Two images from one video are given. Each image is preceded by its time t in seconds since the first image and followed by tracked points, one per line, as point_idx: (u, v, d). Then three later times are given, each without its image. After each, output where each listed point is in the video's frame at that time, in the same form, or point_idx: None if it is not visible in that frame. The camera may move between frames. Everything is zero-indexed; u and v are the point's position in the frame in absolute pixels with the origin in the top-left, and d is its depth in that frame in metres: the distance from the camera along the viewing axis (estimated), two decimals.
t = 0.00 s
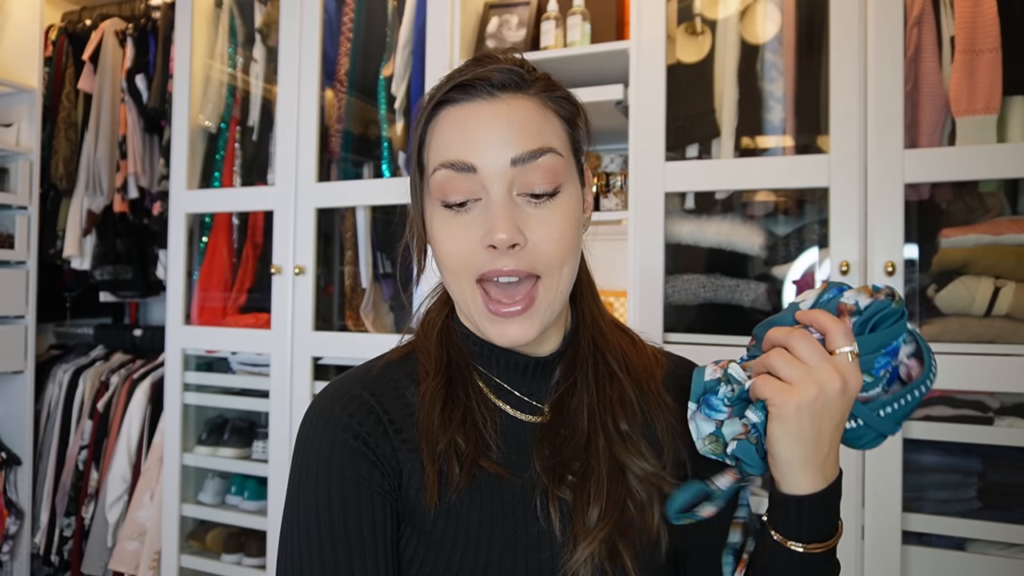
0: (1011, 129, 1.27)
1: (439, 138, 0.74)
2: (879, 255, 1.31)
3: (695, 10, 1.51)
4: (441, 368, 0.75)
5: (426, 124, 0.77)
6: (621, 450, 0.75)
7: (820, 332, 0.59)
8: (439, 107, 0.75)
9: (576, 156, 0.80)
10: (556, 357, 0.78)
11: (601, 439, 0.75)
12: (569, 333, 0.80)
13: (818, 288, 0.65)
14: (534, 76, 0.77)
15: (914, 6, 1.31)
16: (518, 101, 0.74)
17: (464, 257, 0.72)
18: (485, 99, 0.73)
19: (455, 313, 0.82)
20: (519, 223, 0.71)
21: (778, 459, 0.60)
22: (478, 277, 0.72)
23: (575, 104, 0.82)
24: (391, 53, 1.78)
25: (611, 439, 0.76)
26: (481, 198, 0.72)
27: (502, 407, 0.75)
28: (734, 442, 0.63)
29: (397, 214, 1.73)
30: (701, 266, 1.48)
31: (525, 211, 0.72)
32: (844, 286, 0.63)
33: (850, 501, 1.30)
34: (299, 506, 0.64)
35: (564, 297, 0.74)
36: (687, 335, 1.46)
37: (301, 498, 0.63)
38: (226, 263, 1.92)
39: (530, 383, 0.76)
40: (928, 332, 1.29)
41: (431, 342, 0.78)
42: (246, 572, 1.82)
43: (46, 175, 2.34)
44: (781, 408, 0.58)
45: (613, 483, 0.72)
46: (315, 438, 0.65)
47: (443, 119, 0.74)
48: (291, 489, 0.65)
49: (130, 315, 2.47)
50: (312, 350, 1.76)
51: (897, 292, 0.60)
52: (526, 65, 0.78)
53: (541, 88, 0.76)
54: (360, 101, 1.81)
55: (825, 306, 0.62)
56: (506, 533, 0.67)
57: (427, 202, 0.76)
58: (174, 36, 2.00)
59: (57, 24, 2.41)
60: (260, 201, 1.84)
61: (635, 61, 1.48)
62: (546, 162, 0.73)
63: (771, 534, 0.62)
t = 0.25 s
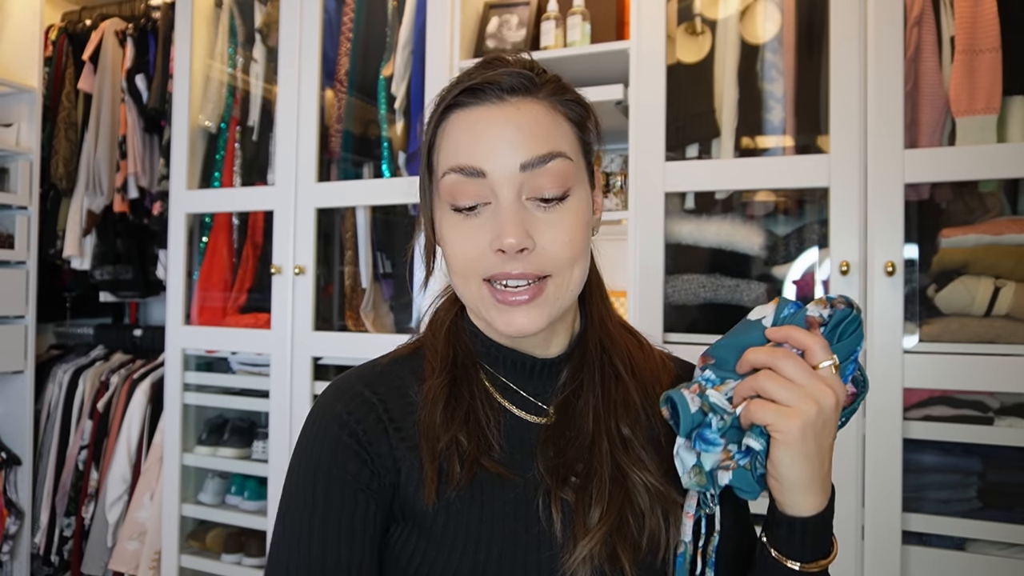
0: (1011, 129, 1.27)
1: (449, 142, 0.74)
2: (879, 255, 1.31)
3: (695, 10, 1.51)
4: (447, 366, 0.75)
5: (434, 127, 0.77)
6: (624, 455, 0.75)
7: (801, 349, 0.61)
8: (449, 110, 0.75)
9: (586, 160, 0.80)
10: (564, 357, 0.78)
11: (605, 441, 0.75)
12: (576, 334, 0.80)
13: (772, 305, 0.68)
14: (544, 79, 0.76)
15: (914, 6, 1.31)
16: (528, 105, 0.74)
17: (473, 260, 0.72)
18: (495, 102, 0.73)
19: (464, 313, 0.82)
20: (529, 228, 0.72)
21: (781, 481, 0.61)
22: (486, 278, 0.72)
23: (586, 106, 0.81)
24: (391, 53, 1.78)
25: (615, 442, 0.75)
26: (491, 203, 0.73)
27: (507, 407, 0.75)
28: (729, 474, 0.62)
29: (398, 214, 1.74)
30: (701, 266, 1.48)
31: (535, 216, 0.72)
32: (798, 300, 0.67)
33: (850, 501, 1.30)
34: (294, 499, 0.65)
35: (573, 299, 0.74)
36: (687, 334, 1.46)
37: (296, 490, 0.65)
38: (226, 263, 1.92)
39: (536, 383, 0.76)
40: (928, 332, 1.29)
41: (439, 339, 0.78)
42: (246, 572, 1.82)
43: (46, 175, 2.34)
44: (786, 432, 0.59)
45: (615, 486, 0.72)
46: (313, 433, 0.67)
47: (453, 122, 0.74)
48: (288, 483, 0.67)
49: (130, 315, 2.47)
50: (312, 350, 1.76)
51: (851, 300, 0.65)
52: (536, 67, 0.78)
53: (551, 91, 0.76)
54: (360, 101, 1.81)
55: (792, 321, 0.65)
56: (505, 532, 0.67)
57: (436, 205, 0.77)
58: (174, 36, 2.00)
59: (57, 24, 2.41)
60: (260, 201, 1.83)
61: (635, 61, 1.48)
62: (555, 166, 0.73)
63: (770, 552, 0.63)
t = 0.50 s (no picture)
0: (1011, 129, 1.27)
1: (460, 148, 0.74)
2: (879, 255, 1.31)
3: (696, 10, 1.51)
4: (448, 364, 0.76)
5: (446, 131, 0.77)
6: (626, 456, 0.74)
7: (800, 362, 0.62)
8: (460, 115, 0.75)
9: (597, 169, 0.79)
10: (568, 358, 0.78)
11: (607, 442, 0.75)
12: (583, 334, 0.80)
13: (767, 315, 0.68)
14: (557, 87, 0.76)
15: (914, 6, 1.31)
16: (540, 113, 0.73)
17: (481, 267, 0.73)
18: (507, 110, 0.73)
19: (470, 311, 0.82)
20: (537, 236, 0.71)
21: (784, 498, 0.61)
22: (493, 284, 0.73)
23: (597, 113, 0.81)
24: (391, 53, 1.78)
25: (617, 443, 0.75)
26: (499, 209, 0.73)
27: (508, 406, 0.75)
28: (729, 491, 0.62)
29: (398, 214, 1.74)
30: (701, 266, 1.48)
31: (543, 224, 0.72)
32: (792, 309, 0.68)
33: (850, 501, 1.30)
34: (278, 495, 0.66)
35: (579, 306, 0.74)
36: (687, 334, 1.46)
37: (282, 487, 0.67)
38: (226, 263, 1.92)
39: (538, 382, 0.76)
40: (928, 332, 1.29)
41: (442, 338, 0.79)
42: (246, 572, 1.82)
43: (46, 175, 2.34)
44: (790, 450, 0.59)
45: (615, 486, 0.71)
46: (304, 430, 0.68)
47: (464, 128, 0.74)
48: (277, 479, 0.68)
49: (130, 315, 2.47)
50: (312, 350, 1.76)
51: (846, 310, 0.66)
52: (549, 74, 0.77)
53: (563, 99, 0.76)
54: (360, 101, 1.81)
55: (790, 333, 0.65)
56: (502, 528, 0.67)
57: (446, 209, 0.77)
58: (174, 36, 2.00)
59: (57, 24, 2.41)
60: (259, 201, 1.83)
61: (635, 61, 1.48)
62: (565, 176, 0.72)
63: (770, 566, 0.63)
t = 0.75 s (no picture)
0: (1011, 129, 1.27)
1: (463, 137, 0.75)
2: (879, 255, 1.31)
3: (696, 10, 1.51)
4: (440, 362, 0.77)
5: (451, 124, 0.79)
6: (619, 459, 0.73)
7: (788, 367, 0.62)
8: (465, 107, 0.77)
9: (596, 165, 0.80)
10: (559, 358, 0.78)
11: (599, 444, 0.73)
12: (577, 335, 0.79)
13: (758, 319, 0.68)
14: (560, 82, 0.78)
15: (914, 6, 1.31)
16: (544, 106, 0.75)
17: (485, 254, 0.73)
18: (511, 101, 0.75)
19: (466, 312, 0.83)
20: (540, 223, 0.72)
21: (770, 505, 0.60)
22: (496, 274, 0.72)
23: (596, 112, 0.83)
24: (391, 53, 1.78)
25: (610, 445, 0.73)
26: (503, 197, 0.73)
27: (499, 405, 0.76)
28: (715, 498, 0.62)
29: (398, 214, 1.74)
30: (701, 266, 1.48)
31: (546, 212, 0.73)
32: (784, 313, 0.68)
33: (850, 501, 1.30)
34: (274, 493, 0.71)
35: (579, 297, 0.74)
36: (687, 334, 1.46)
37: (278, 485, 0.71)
38: (226, 263, 1.92)
39: (530, 382, 0.76)
40: (928, 332, 1.29)
41: (435, 339, 0.80)
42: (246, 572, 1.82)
43: (46, 175, 2.34)
44: (774, 458, 0.58)
45: (607, 488, 0.70)
46: (298, 430, 0.73)
47: (469, 118, 0.76)
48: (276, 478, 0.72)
49: (130, 315, 2.47)
50: (312, 350, 1.76)
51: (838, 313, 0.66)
52: (552, 72, 0.79)
53: (566, 94, 0.78)
54: (360, 101, 1.81)
55: (779, 337, 0.65)
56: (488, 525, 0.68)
57: (448, 200, 0.77)
58: (174, 36, 2.00)
59: (57, 24, 2.41)
60: (259, 201, 1.83)
61: (635, 61, 1.48)
62: (568, 166, 0.73)
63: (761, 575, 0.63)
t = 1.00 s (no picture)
0: (1011, 129, 1.27)
1: (454, 130, 0.77)
2: (879, 255, 1.31)
3: (695, 10, 1.51)
4: (434, 365, 0.77)
5: (441, 121, 0.80)
6: (611, 461, 0.72)
7: (787, 388, 0.58)
8: (455, 103, 0.78)
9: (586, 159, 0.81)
10: (554, 358, 0.77)
11: (593, 446, 0.73)
12: (571, 335, 0.79)
13: (747, 323, 0.63)
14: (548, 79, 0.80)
15: (914, 6, 1.31)
16: (530, 98, 0.76)
17: (475, 242, 0.73)
18: (500, 94, 0.76)
19: (460, 316, 0.83)
20: (528, 208, 0.72)
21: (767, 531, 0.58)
22: (485, 260, 0.72)
23: (585, 112, 0.84)
24: (391, 53, 1.78)
25: (603, 446, 0.73)
26: (491, 186, 0.74)
27: (493, 406, 0.76)
28: (705, 522, 0.58)
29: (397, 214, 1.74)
30: (701, 266, 1.48)
31: (534, 199, 0.73)
32: (775, 318, 0.62)
33: (850, 501, 1.30)
34: (274, 497, 0.71)
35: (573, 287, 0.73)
36: (687, 334, 1.46)
37: (277, 490, 0.71)
38: (226, 263, 1.92)
39: (524, 382, 0.76)
40: (928, 332, 1.29)
41: (430, 342, 0.80)
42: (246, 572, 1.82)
43: (46, 175, 2.34)
44: (783, 493, 0.55)
45: (601, 491, 0.69)
46: (295, 434, 0.73)
47: (459, 113, 0.77)
48: (274, 482, 0.72)
49: (130, 315, 2.47)
50: (312, 350, 1.76)
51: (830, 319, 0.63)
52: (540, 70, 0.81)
53: (553, 90, 0.79)
54: (359, 101, 1.81)
55: (774, 350, 0.61)
56: (483, 528, 0.67)
57: (439, 194, 0.78)
58: (174, 36, 2.00)
59: (57, 24, 2.41)
60: (259, 201, 1.83)
61: (635, 61, 1.48)
62: (555, 154, 0.74)
63: None
